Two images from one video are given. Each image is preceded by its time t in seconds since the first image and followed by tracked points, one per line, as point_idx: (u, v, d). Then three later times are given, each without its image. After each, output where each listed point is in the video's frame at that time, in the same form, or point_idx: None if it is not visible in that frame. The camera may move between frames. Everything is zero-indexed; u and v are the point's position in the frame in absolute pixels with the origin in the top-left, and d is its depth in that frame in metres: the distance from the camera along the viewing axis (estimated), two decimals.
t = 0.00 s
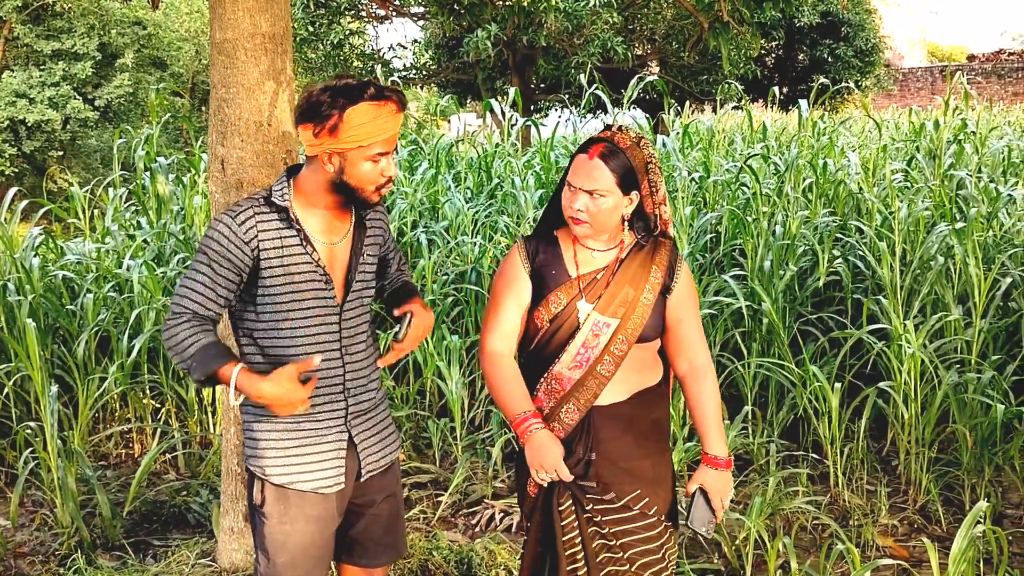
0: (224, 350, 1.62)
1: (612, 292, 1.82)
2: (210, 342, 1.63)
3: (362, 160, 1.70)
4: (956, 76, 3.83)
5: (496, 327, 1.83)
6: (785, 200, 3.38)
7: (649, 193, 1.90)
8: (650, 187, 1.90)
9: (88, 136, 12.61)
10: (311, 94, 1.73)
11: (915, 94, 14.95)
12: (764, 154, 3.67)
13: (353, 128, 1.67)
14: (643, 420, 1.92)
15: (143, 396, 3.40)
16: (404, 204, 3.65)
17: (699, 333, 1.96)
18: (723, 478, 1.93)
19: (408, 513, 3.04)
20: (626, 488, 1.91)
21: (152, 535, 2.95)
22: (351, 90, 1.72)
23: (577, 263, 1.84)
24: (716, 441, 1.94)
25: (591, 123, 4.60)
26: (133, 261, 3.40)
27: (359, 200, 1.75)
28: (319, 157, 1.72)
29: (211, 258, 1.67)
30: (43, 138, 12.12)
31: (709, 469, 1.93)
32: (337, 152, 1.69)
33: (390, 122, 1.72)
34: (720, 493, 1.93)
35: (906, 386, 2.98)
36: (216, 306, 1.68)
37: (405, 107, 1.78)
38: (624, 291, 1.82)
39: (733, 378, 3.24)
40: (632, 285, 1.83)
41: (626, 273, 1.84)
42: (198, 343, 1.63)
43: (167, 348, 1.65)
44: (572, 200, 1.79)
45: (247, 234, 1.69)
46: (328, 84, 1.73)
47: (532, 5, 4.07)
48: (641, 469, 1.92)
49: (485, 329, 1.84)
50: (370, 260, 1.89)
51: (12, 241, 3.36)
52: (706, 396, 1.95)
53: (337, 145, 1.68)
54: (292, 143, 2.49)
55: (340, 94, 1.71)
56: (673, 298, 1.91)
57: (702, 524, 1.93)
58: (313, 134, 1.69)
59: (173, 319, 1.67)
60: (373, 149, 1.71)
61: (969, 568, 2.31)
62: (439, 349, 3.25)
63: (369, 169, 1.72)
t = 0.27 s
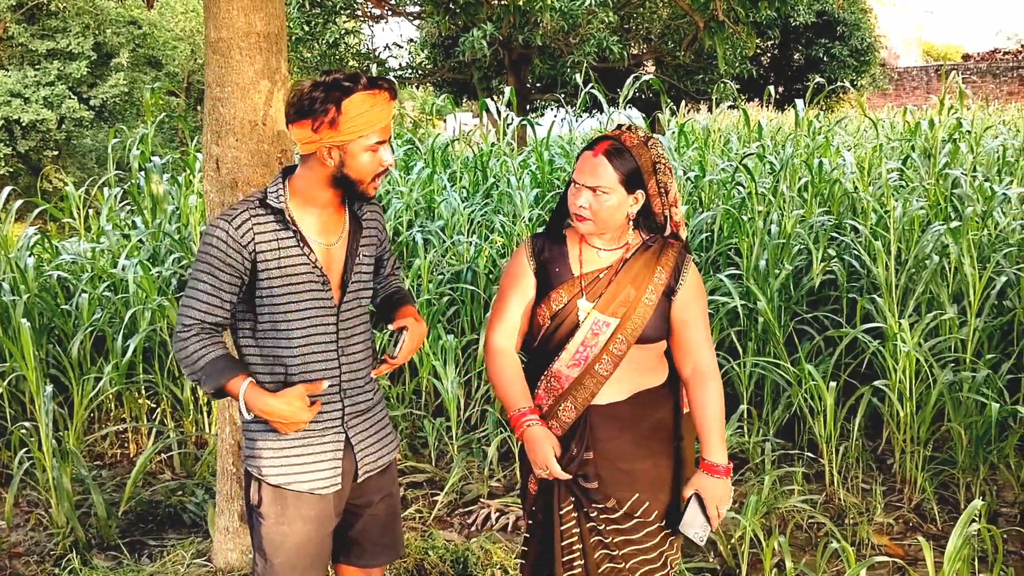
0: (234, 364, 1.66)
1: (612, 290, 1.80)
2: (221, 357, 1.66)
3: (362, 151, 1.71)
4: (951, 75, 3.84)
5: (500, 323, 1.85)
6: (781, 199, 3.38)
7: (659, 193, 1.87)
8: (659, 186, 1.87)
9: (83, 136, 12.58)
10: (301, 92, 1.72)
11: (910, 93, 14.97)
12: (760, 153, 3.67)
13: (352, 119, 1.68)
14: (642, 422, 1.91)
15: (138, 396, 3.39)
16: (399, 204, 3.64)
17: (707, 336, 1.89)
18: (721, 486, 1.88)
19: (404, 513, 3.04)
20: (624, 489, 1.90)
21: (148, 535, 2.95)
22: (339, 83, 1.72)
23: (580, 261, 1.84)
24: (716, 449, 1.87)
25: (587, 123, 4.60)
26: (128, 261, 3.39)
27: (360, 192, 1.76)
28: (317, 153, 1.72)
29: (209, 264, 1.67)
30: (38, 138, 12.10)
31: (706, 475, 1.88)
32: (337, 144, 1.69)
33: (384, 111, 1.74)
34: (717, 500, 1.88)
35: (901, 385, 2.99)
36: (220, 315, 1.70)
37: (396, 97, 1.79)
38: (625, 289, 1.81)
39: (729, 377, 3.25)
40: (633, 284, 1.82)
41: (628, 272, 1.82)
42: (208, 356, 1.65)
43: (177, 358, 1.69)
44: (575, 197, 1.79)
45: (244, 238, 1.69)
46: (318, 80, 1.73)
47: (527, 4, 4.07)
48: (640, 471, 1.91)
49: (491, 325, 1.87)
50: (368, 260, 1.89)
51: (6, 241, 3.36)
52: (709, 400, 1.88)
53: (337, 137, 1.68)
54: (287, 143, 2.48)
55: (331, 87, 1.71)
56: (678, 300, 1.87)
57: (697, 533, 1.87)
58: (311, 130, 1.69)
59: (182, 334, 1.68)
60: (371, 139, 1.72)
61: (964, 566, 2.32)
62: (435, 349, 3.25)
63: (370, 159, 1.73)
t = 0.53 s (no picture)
0: (240, 367, 1.65)
1: (613, 290, 1.81)
2: (228, 360, 1.65)
3: (364, 148, 1.71)
4: (947, 76, 3.84)
5: (502, 321, 1.87)
6: (777, 199, 3.38)
7: (664, 194, 1.87)
8: (665, 187, 1.87)
9: (80, 136, 12.57)
10: (300, 90, 1.72)
11: (907, 93, 14.99)
12: (757, 153, 3.67)
13: (352, 116, 1.68)
14: (642, 424, 1.91)
15: (134, 396, 3.39)
16: (396, 204, 3.64)
17: (709, 338, 1.89)
18: (719, 491, 1.85)
19: (401, 513, 3.04)
20: (624, 491, 1.90)
21: (145, 535, 2.95)
22: (338, 81, 1.72)
23: (583, 260, 1.85)
24: (715, 453, 1.85)
25: (584, 122, 4.60)
26: (125, 261, 3.39)
27: (362, 189, 1.76)
28: (318, 151, 1.72)
29: (212, 266, 1.66)
30: (34, 138, 12.09)
31: (704, 479, 1.86)
32: (338, 142, 1.69)
33: (384, 106, 1.73)
34: (714, 505, 1.85)
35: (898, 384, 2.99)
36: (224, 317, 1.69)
37: (396, 92, 1.79)
38: (626, 289, 1.81)
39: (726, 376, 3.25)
40: (635, 284, 1.82)
41: (629, 272, 1.82)
42: (214, 361, 1.65)
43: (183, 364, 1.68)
44: (580, 196, 1.79)
45: (248, 239, 1.68)
46: (318, 78, 1.73)
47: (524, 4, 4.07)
48: (640, 472, 1.91)
49: (494, 324, 1.89)
50: (369, 260, 1.90)
51: (2, 242, 3.35)
52: (709, 403, 1.87)
53: (338, 134, 1.68)
54: (284, 143, 2.48)
55: (330, 85, 1.70)
56: (680, 301, 1.86)
57: (693, 536, 1.83)
58: (312, 127, 1.69)
59: (187, 338, 1.67)
60: (371, 135, 1.72)
61: (960, 566, 2.32)
62: (432, 349, 3.25)
63: (371, 155, 1.73)
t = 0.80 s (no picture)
0: (274, 357, 1.64)
1: (616, 290, 1.81)
2: (261, 352, 1.64)
3: (365, 150, 1.71)
4: (944, 75, 3.84)
5: (506, 320, 1.89)
6: (775, 199, 3.39)
7: (669, 195, 1.87)
8: (670, 187, 1.86)
9: (77, 136, 12.56)
10: (304, 90, 1.72)
11: (904, 93, 15.01)
12: (753, 153, 3.68)
13: (356, 118, 1.68)
14: (645, 425, 1.91)
15: (132, 397, 3.39)
16: (393, 204, 3.64)
17: (714, 340, 1.87)
18: (721, 492, 1.86)
19: (398, 513, 3.04)
20: (626, 492, 1.90)
21: (142, 535, 2.95)
22: (343, 82, 1.72)
23: (588, 260, 1.85)
24: (718, 456, 1.85)
25: (581, 122, 4.60)
26: (122, 262, 3.39)
27: (363, 190, 1.77)
28: (320, 152, 1.72)
29: (229, 265, 1.65)
30: (30, 138, 12.08)
31: (707, 481, 1.86)
32: (340, 143, 1.70)
33: (388, 108, 1.74)
34: (716, 506, 1.86)
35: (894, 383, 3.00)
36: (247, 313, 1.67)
37: (400, 95, 1.79)
38: (629, 289, 1.81)
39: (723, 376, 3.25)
40: (638, 284, 1.82)
41: (633, 272, 1.82)
42: (247, 353, 1.63)
43: (209, 366, 1.65)
44: (585, 195, 1.80)
45: (259, 237, 1.68)
46: (323, 78, 1.73)
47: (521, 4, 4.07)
48: (643, 473, 1.92)
49: (498, 322, 1.91)
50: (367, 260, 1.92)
51: None
52: (713, 405, 1.85)
53: (341, 135, 1.68)
54: (281, 143, 2.49)
55: (334, 86, 1.71)
56: (684, 302, 1.86)
57: (695, 537, 1.84)
58: (314, 128, 1.69)
59: (210, 340, 1.63)
60: (373, 137, 1.72)
61: (957, 565, 2.32)
62: (429, 349, 3.25)
63: (372, 157, 1.73)
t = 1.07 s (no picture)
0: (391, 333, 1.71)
1: (620, 289, 1.81)
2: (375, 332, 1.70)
3: (364, 152, 1.71)
4: (941, 74, 3.85)
5: (509, 318, 1.88)
6: (772, 198, 3.39)
7: (675, 195, 1.86)
8: (675, 187, 1.86)
9: (74, 136, 12.55)
10: (308, 90, 1.72)
11: (901, 92, 15.03)
12: (751, 153, 3.68)
13: (355, 120, 1.68)
14: (648, 425, 1.91)
15: (129, 397, 3.39)
16: (391, 204, 3.64)
17: (717, 341, 1.88)
18: (724, 494, 1.86)
19: (396, 513, 3.04)
20: (629, 492, 1.91)
21: (140, 535, 2.95)
22: (345, 83, 1.71)
23: (592, 259, 1.85)
24: (721, 457, 1.85)
25: (579, 122, 4.60)
26: (119, 262, 3.38)
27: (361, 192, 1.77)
28: (319, 152, 1.73)
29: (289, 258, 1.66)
30: (28, 138, 12.06)
31: (710, 482, 1.86)
32: (338, 144, 1.70)
33: (389, 112, 1.73)
34: (718, 508, 1.86)
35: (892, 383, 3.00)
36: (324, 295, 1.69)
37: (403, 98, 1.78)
38: (633, 289, 1.81)
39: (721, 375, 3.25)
40: (642, 285, 1.82)
41: (637, 272, 1.82)
42: (365, 334, 1.68)
43: (330, 356, 1.65)
44: (591, 195, 1.80)
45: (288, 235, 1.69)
46: (328, 78, 1.73)
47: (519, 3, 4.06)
48: (646, 473, 1.92)
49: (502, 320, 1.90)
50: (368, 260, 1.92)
51: None
52: (717, 406, 1.86)
53: (339, 137, 1.69)
54: (278, 143, 2.48)
55: (337, 87, 1.70)
56: (688, 303, 1.86)
57: (699, 538, 1.85)
58: (314, 128, 1.69)
59: (325, 328, 1.64)
60: (373, 140, 1.72)
61: (955, 564, 2.33)
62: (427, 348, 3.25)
63: (371, 160, 1.73)
